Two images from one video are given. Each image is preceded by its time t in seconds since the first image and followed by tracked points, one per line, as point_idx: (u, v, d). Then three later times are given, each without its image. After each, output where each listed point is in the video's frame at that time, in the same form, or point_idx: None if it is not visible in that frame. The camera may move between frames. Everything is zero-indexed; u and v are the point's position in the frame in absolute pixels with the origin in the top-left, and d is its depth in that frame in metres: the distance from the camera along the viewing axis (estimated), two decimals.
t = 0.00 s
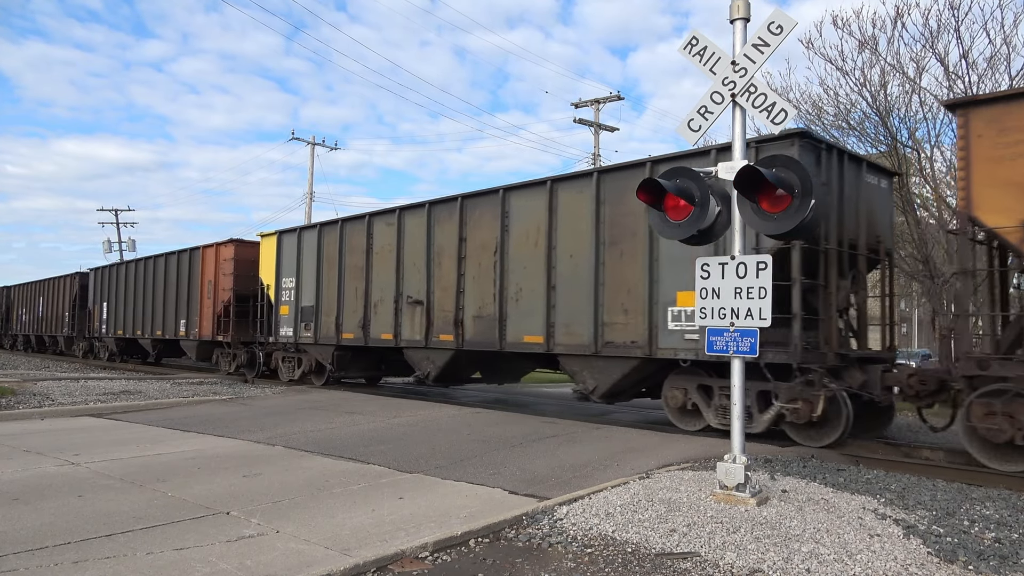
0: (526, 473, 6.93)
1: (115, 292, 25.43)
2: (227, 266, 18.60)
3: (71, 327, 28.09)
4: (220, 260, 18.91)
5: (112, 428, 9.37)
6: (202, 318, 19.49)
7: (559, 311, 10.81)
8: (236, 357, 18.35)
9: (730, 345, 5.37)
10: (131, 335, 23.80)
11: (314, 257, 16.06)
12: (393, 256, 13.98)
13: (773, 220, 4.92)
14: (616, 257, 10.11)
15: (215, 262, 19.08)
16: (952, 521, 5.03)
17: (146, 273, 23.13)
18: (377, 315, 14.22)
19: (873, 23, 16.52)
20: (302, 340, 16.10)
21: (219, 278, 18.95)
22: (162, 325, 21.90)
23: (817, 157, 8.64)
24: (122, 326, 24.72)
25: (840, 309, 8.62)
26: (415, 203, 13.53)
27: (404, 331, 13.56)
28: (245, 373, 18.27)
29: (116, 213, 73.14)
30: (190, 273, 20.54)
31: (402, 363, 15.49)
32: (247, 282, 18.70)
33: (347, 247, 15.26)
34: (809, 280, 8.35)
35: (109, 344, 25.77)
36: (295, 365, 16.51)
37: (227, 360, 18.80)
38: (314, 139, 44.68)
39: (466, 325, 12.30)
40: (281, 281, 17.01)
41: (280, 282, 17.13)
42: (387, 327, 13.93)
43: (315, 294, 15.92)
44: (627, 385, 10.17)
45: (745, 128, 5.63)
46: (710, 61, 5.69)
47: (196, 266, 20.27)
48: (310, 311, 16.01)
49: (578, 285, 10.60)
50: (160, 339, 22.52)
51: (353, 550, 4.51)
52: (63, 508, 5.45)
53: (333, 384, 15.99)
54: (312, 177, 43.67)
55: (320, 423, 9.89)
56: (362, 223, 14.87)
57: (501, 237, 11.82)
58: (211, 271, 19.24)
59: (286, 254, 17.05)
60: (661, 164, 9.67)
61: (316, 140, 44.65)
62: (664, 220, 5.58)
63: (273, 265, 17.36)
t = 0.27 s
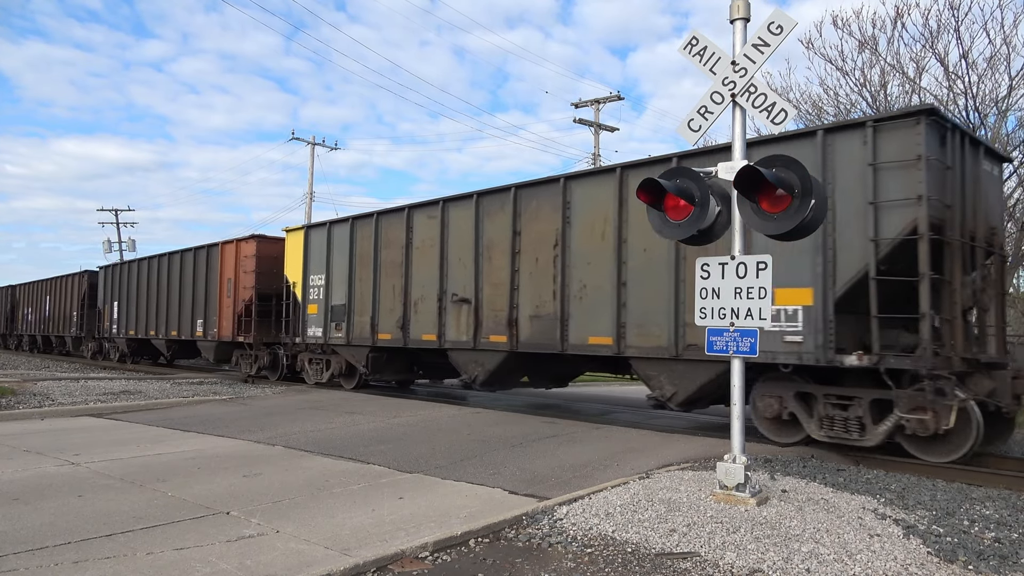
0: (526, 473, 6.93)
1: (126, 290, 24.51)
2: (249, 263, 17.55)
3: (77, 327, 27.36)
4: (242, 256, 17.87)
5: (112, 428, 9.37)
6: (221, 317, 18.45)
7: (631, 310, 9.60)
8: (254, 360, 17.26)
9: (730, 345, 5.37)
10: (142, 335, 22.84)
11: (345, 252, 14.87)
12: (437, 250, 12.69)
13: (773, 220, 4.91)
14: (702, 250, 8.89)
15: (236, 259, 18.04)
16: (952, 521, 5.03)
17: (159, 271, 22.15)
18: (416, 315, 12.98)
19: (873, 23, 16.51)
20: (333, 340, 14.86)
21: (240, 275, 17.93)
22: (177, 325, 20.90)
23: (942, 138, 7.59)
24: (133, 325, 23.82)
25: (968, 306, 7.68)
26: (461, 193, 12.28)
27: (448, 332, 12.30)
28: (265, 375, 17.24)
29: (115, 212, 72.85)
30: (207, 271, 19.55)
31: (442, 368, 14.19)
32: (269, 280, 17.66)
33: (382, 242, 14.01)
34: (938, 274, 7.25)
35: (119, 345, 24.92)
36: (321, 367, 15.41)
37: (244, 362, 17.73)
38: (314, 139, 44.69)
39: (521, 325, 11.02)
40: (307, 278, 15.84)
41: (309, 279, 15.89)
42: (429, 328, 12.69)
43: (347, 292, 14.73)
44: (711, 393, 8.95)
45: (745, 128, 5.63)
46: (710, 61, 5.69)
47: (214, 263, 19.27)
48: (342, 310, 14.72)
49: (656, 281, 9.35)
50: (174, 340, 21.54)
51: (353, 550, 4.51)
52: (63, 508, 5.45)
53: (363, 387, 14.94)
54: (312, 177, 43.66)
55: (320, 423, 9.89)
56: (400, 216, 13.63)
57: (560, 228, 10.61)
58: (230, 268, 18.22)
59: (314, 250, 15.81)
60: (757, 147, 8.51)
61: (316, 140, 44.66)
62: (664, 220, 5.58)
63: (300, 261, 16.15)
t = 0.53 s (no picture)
0: (526, 473, 6.93)
1: (137, 289, 23.70)
2: (274, 259, 16.76)
3: (85, 326, 26.78)
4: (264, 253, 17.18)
5: (112, 428, 9.36)
6: (243, 316, 17.72)
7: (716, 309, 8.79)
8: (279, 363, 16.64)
9: (730, 345, 5.37)
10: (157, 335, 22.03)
11: (382, 249, 14.11)
12: (488, 244, 11.86)
13: (773, 220, 4.91)
14: (802, 244, 8.03)
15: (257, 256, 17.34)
16: (952, 521, 5.03)
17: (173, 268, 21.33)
18: (464, 313, 12.22)
19: (873, 23, 16.52)
20: (367, 341, 14.17)
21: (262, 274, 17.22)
22: (194, 325, 20.07)
23: None
24: (145, 325, 23.04)
25: None
26: (515, 184, 11.41)
27: (500, 332, 11.53)
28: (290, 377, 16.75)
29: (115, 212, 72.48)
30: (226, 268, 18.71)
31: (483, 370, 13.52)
32: (294, 276, 16.90)
33: (424, 236, 13.22)
34: None
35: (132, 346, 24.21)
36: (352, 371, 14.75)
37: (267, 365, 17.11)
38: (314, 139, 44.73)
39: (586, 325, 10.22)
40: (339, 275, 15.15)
41: (338, 276, 15.26)
42: (478, 328, 11.91)
43: (383, 290, 14.00)
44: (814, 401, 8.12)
45: (745, 128, 5.63)
46: (709, 61, 5.69)
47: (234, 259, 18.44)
48: (380, 309, 13.97)
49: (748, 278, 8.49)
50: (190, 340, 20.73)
51: (353, 550, 4.51)
52: (63, 508, 5.45)
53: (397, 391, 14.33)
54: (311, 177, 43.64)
55: (320, 423, 9.89)
56: (444, 209, 12.85)
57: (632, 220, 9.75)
58: (253, 265, 17.46)
59: (345, 246, 15.16)
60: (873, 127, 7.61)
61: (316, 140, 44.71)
62: (664, 220, 5.58)
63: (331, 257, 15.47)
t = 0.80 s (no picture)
0: (526, 473, 6.93)
1: (151, 287, 22.90)
2: (302, 255, 16.09)
3: (93, 326, 26.07)
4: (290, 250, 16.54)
5: (112, 428, 9.37)
6: (268, 316, 17.05)
7: (827, 308, 7.79)
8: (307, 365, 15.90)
9: (730, 345, 5.37)
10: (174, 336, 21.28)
11: (423, 243, 13.11)
12: (546, 238, 10.83)
13: (773, 220, 4.91)
14: (932, 234, 7.06)
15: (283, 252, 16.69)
16: (952, 521, 5.02)
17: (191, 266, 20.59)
18: (518, 313, 11.19)
19: (873, 23, 16.52)
20: (406, 343, 13.18)
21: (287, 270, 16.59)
22: (214, 325, 19.32)
23: None
24: (160, 325, 22.26)
25: None
26: (579, 172, 10.39)
27: (561, 333, 10.49)
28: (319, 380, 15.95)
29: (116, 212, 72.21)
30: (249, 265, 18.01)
31: (531, 374, 12.62)
32: (322, 274, 16.18)
33: (470, 230, 12.23)
34: None
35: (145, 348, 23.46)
36: (387, 374, 13.93)
37: (295, 367, 16.45)
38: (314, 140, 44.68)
39: (663, 326, 9.25)
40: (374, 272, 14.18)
41: (373, 273, 14.31)
42: (536, 328, 10.87)
43: (424, 288, 13.03)
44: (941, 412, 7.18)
45: (745, 128, 5.63)
46: (710, 61, 5.69)
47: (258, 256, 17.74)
48: (421, 308, 12.98)
49: (866, 271, 7.49)
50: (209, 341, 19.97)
51: (353, 550, 4.52)
52: (63, 508, 5.46)
53: (437, 396, 13.47)
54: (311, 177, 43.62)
55: (320, 424, 9.90)
56: (494, 201, 11.86)
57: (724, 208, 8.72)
58: (279, 262, 16.84)
59: (381, 239, 14.13)
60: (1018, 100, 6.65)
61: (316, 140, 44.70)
62: (664, 220, 5.58)
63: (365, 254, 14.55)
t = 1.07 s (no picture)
0: (526, 473, 6.93)
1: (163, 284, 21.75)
2: (332, 251, 15.00)
3: (103, 327, 25.14)
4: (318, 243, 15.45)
5: (112, 428, 9.37)
6: (292, 315, 16.00)
7: (961, 308, 6.68)
8: (337, 366, 14.96)
9: (730, 345, 5.37)
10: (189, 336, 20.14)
11: (470, 235, 12.03)
12: (615, 230, 9.74)
13: (773, 220, 4.92)
14: None
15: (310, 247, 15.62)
16: (952, 521, 5.03)
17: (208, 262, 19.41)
18: (582, 312, 10.07)
19: (873, 23, 16.53)
20: (451, 345, 12.15)
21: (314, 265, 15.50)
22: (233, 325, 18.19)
23: None
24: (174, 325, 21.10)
25: None
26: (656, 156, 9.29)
27: (633, 335, 9.42)
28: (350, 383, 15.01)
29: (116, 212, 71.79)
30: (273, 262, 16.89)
31: (585, 379, 11.86)
32: (353, 271, 15.19)
33: (524, 221, 11.13)
34: None
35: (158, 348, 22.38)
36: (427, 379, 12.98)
37: (322, 369, 15.48)
38: (314, 139, 44.60)
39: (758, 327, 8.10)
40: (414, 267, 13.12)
41: (413, 269, 13.24)
42: (604, 328, 9.75)
43: (470, 285, 11.97)
44: None
45: (745, 128, 5.63)
46: (710, 61, 5.69)
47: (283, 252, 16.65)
48: (468, 308, 11.92)
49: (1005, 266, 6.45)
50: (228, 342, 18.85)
51: (354, 550, 4.52)
52: (63, 508, 5.46)
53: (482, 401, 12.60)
54: (312, 177, 43.59)
55: (320, 424, 9.90)
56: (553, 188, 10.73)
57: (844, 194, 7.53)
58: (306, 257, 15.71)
59: (421, 232, 13.09)
60: None
61: (316, 140, 44.64)
62: (664, 220, 5.58)
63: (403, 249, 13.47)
